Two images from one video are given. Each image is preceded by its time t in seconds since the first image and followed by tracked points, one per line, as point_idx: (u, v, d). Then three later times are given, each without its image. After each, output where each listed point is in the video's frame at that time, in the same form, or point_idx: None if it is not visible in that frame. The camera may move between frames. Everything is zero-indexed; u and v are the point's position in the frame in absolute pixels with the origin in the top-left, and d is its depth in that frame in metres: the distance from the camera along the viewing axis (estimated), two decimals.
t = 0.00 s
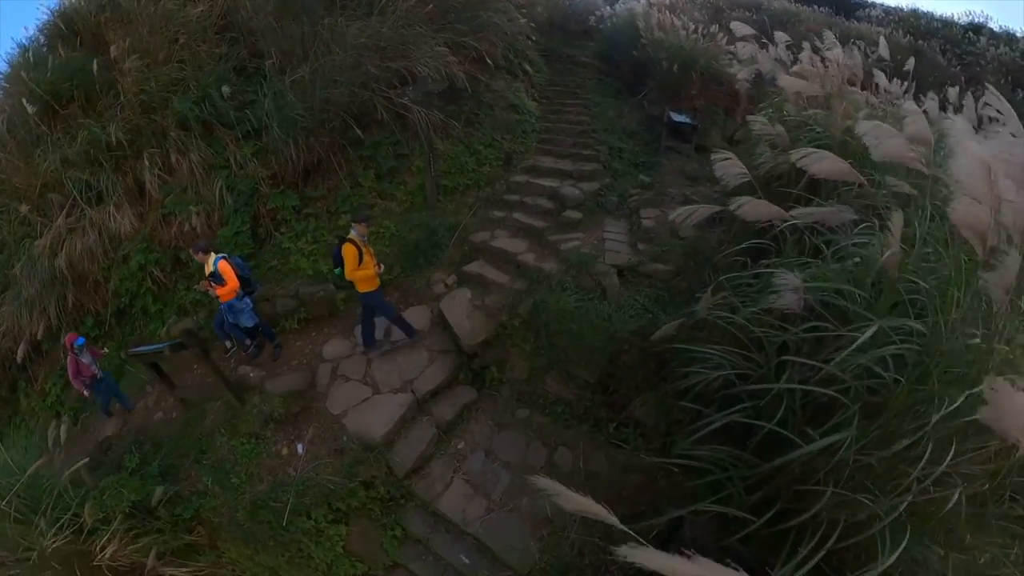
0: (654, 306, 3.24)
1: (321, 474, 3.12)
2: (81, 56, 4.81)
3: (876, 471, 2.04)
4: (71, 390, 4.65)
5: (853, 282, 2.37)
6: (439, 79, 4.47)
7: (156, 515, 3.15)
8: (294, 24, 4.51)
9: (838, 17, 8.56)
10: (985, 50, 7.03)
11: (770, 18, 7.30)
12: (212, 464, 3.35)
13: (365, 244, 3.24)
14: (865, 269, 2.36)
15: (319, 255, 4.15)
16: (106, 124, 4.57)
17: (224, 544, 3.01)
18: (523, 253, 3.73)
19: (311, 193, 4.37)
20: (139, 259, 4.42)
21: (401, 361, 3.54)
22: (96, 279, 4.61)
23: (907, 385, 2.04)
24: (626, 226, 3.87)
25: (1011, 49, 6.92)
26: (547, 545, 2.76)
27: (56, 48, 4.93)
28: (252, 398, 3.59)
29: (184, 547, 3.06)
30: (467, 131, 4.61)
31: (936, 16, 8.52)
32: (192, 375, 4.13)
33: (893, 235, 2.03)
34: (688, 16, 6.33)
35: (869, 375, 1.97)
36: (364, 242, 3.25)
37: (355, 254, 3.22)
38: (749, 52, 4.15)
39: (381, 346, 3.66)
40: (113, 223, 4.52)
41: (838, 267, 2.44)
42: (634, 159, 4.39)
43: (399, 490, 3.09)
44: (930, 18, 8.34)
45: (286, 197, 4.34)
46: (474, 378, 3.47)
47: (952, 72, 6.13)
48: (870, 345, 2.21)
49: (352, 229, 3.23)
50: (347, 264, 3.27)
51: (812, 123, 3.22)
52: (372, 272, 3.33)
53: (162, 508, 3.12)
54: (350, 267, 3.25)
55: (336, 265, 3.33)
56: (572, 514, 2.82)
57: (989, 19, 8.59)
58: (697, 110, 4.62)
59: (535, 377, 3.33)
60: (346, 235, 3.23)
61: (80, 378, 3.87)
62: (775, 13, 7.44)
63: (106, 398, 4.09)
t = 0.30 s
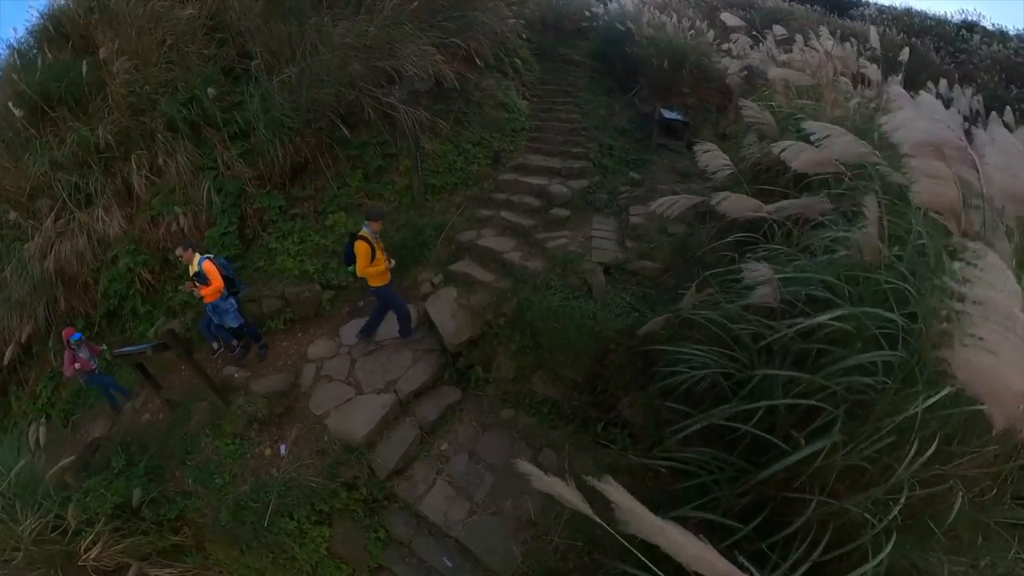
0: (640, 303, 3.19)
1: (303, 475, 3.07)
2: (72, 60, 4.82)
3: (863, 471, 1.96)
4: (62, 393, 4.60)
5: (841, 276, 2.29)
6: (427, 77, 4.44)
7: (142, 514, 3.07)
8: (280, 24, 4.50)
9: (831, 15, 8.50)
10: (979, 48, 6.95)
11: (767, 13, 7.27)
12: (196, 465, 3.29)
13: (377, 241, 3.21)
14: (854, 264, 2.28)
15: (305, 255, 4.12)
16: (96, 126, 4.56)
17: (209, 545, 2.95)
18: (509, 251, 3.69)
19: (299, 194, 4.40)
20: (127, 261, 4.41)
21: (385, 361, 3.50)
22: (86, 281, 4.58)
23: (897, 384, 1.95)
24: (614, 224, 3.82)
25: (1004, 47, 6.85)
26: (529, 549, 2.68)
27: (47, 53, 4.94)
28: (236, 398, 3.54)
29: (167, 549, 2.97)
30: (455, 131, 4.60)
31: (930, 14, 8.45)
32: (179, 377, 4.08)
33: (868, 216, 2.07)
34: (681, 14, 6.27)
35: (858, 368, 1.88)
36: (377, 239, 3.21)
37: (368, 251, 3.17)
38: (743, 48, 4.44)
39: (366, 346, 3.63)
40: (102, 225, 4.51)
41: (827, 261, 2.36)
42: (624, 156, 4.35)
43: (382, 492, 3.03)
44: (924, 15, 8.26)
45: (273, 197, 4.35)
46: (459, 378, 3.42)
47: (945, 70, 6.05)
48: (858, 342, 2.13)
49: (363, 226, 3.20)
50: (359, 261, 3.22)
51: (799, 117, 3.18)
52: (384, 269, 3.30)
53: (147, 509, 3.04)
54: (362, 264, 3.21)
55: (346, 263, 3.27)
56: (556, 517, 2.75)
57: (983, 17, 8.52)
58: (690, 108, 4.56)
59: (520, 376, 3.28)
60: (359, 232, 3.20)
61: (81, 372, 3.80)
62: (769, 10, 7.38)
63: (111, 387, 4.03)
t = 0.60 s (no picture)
0: (619, 299, 3.15)
1: (282, 486, 3.00)
2: (41, 70, 4.73)
3: (842, 464, 1.92)
4: (38, 411, 4.47)
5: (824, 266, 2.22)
6: (402, 78, 4.39)
7: (122, 533, 3.00)
8: (251, 27, 4.43)
9: (808, 10, 8.54)
10: (952, 41, 7.00)
11: (745, 8, 7.27)
12: (173, 480, 3.21)
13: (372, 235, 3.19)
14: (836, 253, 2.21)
15: (280, 261, 4.05)
16: (66, 136, 4.46)
17: (190, 562, 2.89)
18: (486, 251, 3.65)
19: (273, 198, 4.34)
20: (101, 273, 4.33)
21: (363, 366, 3.44)
22: (61, 295, 4.47)
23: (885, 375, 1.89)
24: (592, 220, 3.79)
25: (977, 39, 6.91)
26: (513, 554, 2.63)
27: (15, 64, 4.85)
28: (213, 410, 3.45)
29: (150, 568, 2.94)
30: (432, 131, 4.55)
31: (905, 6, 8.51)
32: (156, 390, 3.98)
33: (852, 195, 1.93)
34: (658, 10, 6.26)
35: (850, 355, 1.81)
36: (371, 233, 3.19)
37: (363, 244, 3.13)
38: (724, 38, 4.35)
39: (343, 352, 3.56)
40: (75, 237, 4.41)
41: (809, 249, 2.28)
42: (603, 152, 4.31)
43: (363, 501, 2.96)
44: (899, 8, 8.32)
45: (248, 204, 4.30)
46: (439, 382, 3.36)
47: (922, 61, 6.07)
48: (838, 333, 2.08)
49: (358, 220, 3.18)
50: (353, 255, 3.16)
51: (773, 106, 3.15)
52: (377, 265, 3.24)
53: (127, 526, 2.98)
54: (356, 257, 3.14)
55: (337, 257, 3.21)
56: (539, 521, 2.70)
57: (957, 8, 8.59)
58: (668, 103, 4.53)
59: (500, 378, 3.22)
60: (353, 226, 3.16)
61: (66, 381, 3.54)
62: (746, 5, 7.39)
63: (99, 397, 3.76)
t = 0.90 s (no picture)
0: (603, 300, 3.07)
1: (262, 508, 2.88)
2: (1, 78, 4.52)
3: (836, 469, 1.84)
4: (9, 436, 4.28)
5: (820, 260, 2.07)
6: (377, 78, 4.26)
7: (99, 564, 2.88)
8: (222, 28, 4.27)
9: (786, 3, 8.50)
10: (929, 32, 6.98)
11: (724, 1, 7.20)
12: (149, 506, 3.07)
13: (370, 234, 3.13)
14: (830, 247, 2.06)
15: (254, 271, 3.92)
16: (28, 146, 4.26)
17: None
18: (466, 255, 3.55)
19: (246, 206, 4.19)
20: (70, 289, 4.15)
21: (342, 379, 3.33)
22: (30, 313, 4.28)
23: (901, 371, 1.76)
24: (575, 219, 3.71)
25: (951, 32, 6.90)
26: (504, 569, 2.54)
27: None
28: (188, 431, 3.31)
29: None
30: (409, 133, 4.43)
31: None
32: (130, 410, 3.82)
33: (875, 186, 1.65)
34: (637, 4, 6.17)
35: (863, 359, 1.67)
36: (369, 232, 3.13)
37: (361, 242, 3.06)
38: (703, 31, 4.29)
39: (321, 364, 3.44)
40: (41, 252, 4.22)
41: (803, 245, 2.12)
42: (584, 149, 4.23)
43: (348, 520, 2.84)
44: None
45: (220, 212, 4.15)
46: (422, 392, 3.25)
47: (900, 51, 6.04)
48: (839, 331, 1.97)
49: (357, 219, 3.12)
50: (350, 253, 3.07)
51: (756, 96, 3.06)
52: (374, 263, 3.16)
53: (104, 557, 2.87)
54: (354, 255, 3.06)
55: (333, 257, 3.10)
56: (530, 533, 2.61)
57: None
58: (649, 99, 4.45)
59: (484, 386, 3.12)
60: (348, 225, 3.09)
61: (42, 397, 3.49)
62: None
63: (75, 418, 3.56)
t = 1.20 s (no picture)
0: (589, 306, 3.06)
1: (252, 530, 2.84)
2: None
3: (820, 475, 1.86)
4: None
5: (805, 267, 2.05)
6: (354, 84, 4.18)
7: None
8: (197, 34, 4.14)
9: None
10: (902, 27, 7.04)
11: None
12: (138, 533, 3.01)
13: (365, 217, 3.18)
14: (814, 253, 2.04)
15: (234, 286, 3.84)
16: None
17: None
18: (449, 262, 3.51)
19: (223, 218, 4.10)
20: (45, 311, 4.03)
21: (327, 394, 3.28)
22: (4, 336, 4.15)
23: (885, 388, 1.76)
24: (559, 223, 3.70)
25: (924, 29, 6.94)
26: None
27: None
28: (174, 454, 3.24)
29: None
30: (389, 139, 4.37)
31: None
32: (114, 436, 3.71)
33: (876, 201, 1.67)
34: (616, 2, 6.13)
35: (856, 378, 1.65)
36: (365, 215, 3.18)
37: (356, 225, 3.12)
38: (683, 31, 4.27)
39: (305, 380, 3.39)
40: (14, 272, 4.09)
41: (788, 253, 2.09)
42: (567, 152, 4.22)
43: (341, 540, 2.81)
44: None
45: (196, 225, 4.05)
46: (410, 405, 3.21)
47: (873, 48, 6.06)
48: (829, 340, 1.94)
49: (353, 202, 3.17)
50: (345, 235, 3.14)
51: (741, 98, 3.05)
52: (368, 246, 3.21)
53: None
54: (349, 238, 3.11)
55: (329, 239, 3.19)
56: (524, 544, 2.60)
57: None
58: (631, 100, 4.42)
59: (473, 396, 3.10)
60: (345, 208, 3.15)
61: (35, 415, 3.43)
62: None
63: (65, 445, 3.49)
